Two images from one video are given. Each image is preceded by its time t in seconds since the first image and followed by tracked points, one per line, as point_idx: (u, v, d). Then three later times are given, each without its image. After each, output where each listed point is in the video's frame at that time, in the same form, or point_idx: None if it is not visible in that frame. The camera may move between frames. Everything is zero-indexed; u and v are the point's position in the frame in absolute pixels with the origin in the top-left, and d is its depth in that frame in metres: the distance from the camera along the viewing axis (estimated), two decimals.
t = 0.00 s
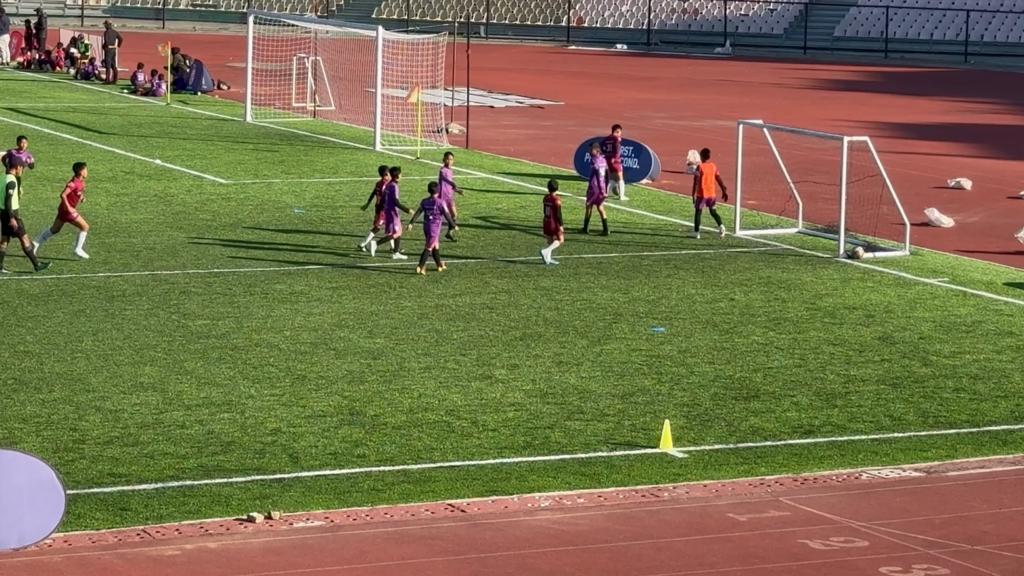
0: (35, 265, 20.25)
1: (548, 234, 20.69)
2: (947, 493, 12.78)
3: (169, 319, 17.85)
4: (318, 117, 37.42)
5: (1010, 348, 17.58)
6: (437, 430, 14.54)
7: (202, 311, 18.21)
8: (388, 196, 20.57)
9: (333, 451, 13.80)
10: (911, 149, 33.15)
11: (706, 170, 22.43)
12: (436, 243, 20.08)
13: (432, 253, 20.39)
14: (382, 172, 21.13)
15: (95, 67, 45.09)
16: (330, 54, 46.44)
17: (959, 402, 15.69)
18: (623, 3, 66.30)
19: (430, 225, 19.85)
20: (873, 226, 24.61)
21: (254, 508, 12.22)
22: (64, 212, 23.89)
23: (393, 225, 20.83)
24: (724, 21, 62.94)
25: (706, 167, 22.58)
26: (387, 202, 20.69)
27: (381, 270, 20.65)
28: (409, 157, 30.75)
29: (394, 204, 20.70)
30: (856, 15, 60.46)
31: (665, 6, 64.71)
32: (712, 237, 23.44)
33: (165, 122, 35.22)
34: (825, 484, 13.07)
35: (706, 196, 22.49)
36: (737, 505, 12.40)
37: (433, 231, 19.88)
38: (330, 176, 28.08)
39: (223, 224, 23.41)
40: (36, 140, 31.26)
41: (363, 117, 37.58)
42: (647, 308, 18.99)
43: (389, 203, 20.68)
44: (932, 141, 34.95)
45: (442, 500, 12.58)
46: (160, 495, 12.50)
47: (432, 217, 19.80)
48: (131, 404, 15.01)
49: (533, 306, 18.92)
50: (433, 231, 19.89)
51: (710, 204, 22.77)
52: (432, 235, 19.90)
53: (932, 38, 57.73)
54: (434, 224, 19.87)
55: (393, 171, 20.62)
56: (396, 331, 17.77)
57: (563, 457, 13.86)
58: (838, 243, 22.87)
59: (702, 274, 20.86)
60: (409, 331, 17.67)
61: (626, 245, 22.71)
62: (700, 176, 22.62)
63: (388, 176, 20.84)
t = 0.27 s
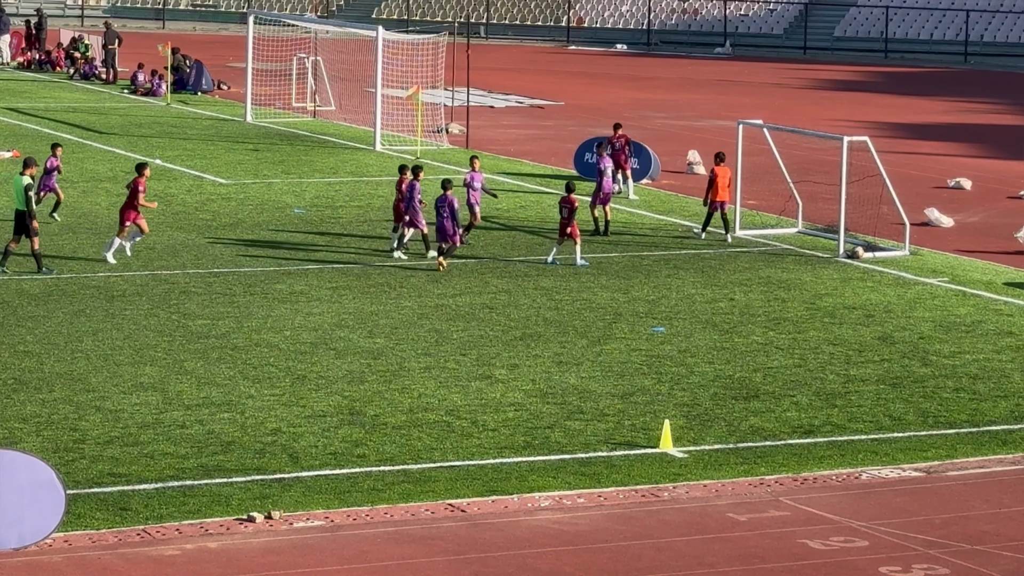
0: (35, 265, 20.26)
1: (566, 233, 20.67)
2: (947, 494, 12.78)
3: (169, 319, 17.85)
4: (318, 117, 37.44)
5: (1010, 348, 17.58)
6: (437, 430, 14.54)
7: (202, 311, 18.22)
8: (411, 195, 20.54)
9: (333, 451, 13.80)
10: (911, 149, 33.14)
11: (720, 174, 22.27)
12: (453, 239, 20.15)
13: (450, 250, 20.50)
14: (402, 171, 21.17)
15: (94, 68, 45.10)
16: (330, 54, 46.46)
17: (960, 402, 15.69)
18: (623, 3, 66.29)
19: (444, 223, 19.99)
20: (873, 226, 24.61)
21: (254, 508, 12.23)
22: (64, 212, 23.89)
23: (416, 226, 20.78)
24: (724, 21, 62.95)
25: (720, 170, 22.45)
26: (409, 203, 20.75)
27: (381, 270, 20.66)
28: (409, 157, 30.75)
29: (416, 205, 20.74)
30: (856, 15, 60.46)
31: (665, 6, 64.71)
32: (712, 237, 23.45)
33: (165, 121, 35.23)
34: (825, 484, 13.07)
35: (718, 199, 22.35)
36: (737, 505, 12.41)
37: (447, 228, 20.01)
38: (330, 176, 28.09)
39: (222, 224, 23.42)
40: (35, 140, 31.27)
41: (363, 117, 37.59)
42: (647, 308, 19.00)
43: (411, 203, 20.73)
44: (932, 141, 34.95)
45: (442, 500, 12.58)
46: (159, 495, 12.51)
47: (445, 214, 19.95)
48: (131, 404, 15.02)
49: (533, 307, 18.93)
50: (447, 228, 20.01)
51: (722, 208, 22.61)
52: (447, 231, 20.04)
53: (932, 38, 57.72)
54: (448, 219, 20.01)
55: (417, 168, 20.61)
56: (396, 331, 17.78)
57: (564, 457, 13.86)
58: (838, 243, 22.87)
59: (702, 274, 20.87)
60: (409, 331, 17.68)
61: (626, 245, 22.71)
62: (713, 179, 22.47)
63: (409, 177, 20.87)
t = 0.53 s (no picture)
0: (35, 265, 20.26)
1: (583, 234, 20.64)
2: (947, 494, 12.78)
3: (169, 319, 17.85)
4: (317, 117, 37.44)
5: (1010, 348, 17.58)
6: (437, 430, 14.54)
7: (202, 311, 18.22)
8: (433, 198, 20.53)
9: (333, 452, 13.80)
10: (911, 150, 33.14)
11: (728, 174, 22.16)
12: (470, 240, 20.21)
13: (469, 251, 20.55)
14: (421, 173, 21.15)
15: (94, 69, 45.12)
16: (330, 54, 46.46)
17: (960, 402, 15.69)
18: (623, 3, 66.27)
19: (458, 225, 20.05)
20: (873, 226, 24.61)
21: (254, 509, 12.23)
22: (63, 212, 23.89)
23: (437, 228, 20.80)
24: (724, 21, 62.96)
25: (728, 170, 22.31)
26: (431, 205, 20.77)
27: (382, 270, 20.66)
28: (410, 157, 30.74)
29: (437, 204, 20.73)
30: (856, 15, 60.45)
31: (665, 7, 64.71)
32: (712, 237, 23.45)
33: (164, 121, 35.24)
34: (825, 484, 13.07)
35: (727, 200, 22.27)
36: (737, 506, 12.40)
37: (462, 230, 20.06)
38: (330, 176, 28.09)
39: (223, 224, 23.42)
40: (35, 140, 31.26)
41: (363, 117, 37.59)
42: (647, 308, 19.00)
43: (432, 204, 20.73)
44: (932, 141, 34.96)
45: (442, 500, 12.58)
46: (160, 495, 12.50)
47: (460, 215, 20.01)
48: (131, 404, 15.01)
49: (533, 307, 18.93)
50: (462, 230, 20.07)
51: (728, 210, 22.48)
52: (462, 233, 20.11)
53: (932, 38, 57.71)
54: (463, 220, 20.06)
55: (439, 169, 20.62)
56: (397, 331, 17.78)
57: (564, 457, 13.85)
58: (838, 243, 22.87)
59: (702, 274, 20.87)
60: (409, 331, 17.68)
61: (626, 245, 22.71)
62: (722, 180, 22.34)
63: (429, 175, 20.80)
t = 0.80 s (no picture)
0: (35, 265, 20.26)
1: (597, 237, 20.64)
2: (948, 494, 12.78)
3: (169, 319, 17.86)
4: (317, 117, 37.45)
5: (1010, 348, 17.59)
6: (438, 430, 14.53)
7: (202, 311, 18.22)
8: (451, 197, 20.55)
9: (333, 451, 13.80)
10: (910, 150, 33.14)
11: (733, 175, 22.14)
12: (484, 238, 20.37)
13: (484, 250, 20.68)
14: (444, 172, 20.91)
15: (94, 69, 45.17)
16: (330, 54, 46.47)
17: (960, 402, 15.68)
18: (623, 3, 66.28)
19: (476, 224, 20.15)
20: (873, 226, 24.61)
21: (254, 509, 12.23)
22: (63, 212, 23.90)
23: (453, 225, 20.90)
24: (724, 21, 62.97)
25: (734, 171, 22.28)
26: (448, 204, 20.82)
27: (381, 270, 20.67)
28: (410, 157, 30.75)
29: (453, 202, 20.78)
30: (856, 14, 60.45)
31: (665, 7, 64.72)
32: (712, 237, 23.46)
33: (164, 122, 35.24)
34: (825, 484, 13.07)
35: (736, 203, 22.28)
36: (738, 506, 12.40)
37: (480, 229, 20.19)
38: (330, 176, 28.11)
39: (222, 224, 23.43)
40: (35, 140, 31.27)
41: (363, 117, 37.60)
42: (647, 308, 19.00)
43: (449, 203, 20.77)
44: (932, 141, 34.97)
45: (442, 500, 12.58)
46: (160, 495, 12.50)
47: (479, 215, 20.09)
48: (131, 404, 15.01)
49: (533, 307, 18.93)
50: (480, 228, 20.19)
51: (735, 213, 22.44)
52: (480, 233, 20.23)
53: (932, 38, 57.71)
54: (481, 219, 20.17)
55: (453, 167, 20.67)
56: (397, 330, 17.78)
57: (564, 457, 13.85)
58: (838, 243, 22.88)
59: (703, 274, 20.88)
60: (409, 331, 17.68)
61: (626, 245, 22.72)
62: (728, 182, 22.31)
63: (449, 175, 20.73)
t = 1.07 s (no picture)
0: (35, 265, 20.25)
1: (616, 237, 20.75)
2: (948, 494, 12.77)
3: (169, 319, 17.85)
4: (317, 117, 37.45)
5: (1010, 348, 17.58)
6: (437, 430, 14.53)
7: (202, 311, 18.22)
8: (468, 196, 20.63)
9: (333, 452, 13.79)
10: (910, 150, 33.13)
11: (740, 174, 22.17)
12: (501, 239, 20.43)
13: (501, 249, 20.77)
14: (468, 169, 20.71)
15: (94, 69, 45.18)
16: (329, 53, 46.45)
17: (960, 402, 15.68)
18: (623, 3, 66.28)
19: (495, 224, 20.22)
20: (872, 226, 24.61)
21: (254, 509, 12.23)
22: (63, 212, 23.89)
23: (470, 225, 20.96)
24: (724, 21, 62.98)
25: (740, 171, 22.31)
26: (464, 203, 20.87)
27: (381, 270, 20.65)
28: (410, 157, 30.73)
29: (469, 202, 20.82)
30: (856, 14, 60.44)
31: (665, 6, 64.70)
32: (712, 237, 23.46)
33: (164, 121, 35.23)
34: (825, 484, 13.06)
35: (746, 201, 22.34)
36: (738, 506, 12.40)
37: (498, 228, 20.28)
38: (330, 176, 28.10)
39: (222, 224, 23.42)
40: (35, 140, 31.25)
41: (363, 116, 37.59)
42: (647, 308, 19.00)
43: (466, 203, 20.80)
44: (932, 141, 34.96)
45: (442, 499, 12.58)
46: (160, 495, 12.49)
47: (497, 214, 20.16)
48: (131, 404, 15.00)
49: (533, 307, 18.93)
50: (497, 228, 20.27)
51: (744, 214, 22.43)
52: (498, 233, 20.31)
53: (932, 38, 57.70)
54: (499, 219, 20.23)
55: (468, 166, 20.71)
56: (397, 331, 17.78)
57: (564, 457, 13.85)
58: (838, 243, 22.87)
59: (703, 274, 20.87)
60: (409, 331, 17.68)
61: (627, 245, 22.71)
62: (735, 182, 22.35)
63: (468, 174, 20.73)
